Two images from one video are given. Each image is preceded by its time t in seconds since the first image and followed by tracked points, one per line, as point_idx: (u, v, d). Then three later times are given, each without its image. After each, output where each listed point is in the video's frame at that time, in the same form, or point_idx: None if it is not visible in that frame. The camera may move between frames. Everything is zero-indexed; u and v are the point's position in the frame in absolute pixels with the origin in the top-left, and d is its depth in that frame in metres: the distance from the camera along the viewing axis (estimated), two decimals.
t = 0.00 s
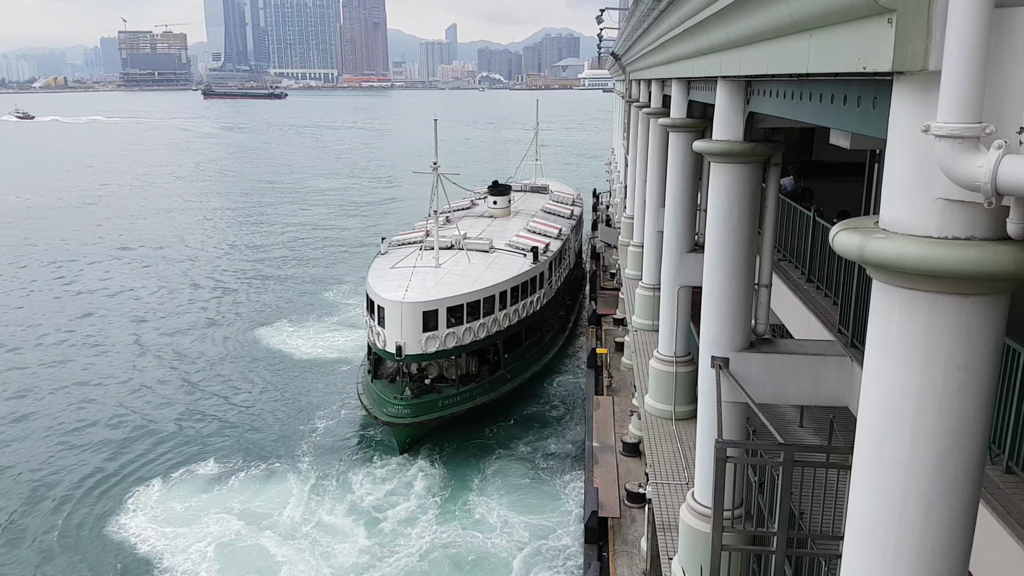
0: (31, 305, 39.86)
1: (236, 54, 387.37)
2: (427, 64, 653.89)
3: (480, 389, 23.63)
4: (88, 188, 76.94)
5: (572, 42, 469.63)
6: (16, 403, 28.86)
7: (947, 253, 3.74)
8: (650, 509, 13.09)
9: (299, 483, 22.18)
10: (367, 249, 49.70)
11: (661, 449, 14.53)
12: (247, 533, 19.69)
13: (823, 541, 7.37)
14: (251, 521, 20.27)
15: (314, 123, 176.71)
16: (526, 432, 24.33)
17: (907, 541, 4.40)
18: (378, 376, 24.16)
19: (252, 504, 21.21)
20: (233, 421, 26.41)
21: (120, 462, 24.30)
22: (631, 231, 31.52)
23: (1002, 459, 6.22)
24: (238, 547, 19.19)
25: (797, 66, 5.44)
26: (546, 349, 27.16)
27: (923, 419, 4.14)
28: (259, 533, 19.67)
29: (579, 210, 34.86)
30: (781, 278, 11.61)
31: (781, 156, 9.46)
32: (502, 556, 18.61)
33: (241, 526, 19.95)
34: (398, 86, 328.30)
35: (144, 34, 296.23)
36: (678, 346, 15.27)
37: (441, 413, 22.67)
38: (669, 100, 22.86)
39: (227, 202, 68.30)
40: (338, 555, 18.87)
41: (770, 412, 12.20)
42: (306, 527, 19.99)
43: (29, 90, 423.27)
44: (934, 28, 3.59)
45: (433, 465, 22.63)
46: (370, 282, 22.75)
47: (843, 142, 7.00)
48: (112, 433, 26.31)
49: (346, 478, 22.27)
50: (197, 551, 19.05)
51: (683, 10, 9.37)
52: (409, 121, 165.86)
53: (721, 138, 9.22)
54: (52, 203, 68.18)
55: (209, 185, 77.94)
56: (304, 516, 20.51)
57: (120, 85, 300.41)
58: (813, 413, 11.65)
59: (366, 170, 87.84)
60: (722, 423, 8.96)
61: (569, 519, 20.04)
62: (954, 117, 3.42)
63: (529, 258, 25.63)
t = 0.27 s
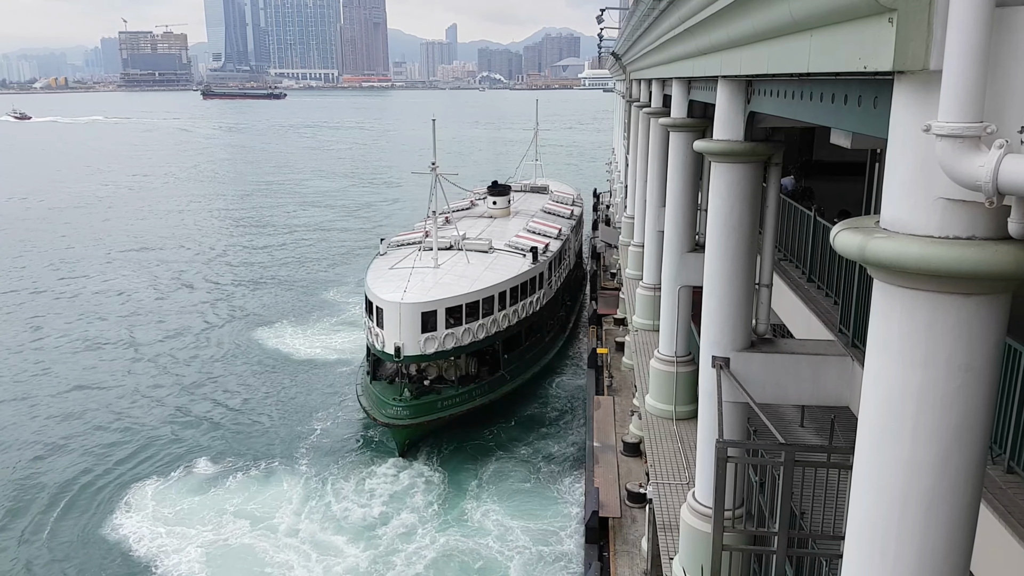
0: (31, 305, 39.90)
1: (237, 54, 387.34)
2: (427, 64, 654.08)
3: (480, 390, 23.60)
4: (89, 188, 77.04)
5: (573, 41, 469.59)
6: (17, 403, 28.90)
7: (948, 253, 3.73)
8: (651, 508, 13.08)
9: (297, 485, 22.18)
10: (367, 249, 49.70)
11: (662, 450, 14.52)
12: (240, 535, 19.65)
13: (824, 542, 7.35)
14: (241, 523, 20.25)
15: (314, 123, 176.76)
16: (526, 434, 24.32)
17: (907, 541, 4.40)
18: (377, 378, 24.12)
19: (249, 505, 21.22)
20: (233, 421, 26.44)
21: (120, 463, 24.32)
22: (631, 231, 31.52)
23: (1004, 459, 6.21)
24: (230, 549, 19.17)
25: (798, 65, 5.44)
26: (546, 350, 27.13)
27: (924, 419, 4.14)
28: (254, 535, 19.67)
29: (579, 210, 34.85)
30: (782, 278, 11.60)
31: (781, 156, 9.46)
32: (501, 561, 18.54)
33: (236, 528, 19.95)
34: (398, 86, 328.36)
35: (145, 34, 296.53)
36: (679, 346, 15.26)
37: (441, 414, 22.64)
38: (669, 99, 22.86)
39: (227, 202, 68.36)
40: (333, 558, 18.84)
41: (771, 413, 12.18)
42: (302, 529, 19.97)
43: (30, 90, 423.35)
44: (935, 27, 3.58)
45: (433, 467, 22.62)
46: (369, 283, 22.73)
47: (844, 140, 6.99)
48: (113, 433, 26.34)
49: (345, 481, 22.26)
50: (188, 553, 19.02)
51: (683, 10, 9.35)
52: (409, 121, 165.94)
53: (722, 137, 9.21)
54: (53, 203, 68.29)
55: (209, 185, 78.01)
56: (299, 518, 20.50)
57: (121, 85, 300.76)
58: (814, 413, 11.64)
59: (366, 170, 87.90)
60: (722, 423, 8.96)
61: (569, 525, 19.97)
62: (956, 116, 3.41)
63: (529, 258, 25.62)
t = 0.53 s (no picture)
0: (31, 305, 39.93)
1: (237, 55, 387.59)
2: (427, 64, 654.13)
3: (480, 391, 23.57)
4: (89, 188, 77.10)
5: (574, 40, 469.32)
6: (17, 403, 28.93)
7: (949, 251, 3.74)
8: (652, 508, 13.08)
9: (295, 486, 22.17)
10: (367, 249, 49.71)
11: (663, 449, 14.52)
12: (235, 537, 19.64)
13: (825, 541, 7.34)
14: (235, 524, 20.24)
15: (314, 123, 176.77)
16: (526, 435, 24.29)
17: (908, 539, 4.40)
18: (376, 379, 24.10)
19: (246, 506, 21.21)
20: (234, 422, 26.46)
21: (119, 463, 24.33)
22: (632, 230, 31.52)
23: (1004, 458, 6.20)
24: (223, 551, 19.14)
25: (798, 65, 5.44)
26: (546, 350, 27.12)
27: (926, 420, 4.14)
28: (249, 536, 19.67)
29: (579, 210, 34.85)
30: (783, 277, 11.60)
31: (781, 156, 9.45)
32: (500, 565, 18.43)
33: (231, 530, 19.95)
34: (399, 86, 328.51)
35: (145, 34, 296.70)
36: (679, 345, 15.26)
37: (440, 415, 22.59)
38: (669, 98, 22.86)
39: (228, 202, 68.36)
40: (329, 560, 18.79)
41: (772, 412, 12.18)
42: (299, 530, 19.95)
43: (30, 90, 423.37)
44: (935, 27, 3.58)
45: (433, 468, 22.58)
46: (367, 284, 22.71)
47: (844, 140, 6.99)
48: (113, 433, 26.36)
49: (343, 481, 22.26)
50: (181, 555, 19.01)
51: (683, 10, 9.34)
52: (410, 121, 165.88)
53: (722, 137, 9.21)
54: (53, 203, 68.36)
55: (210, 185, 78.04)
56: (295, 519, 20.47)
57: (121, 85, 300.92)
58: (814, 412, 11.63)
59: (366, 170, 87.90)
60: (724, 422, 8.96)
61: (569, 528, 19.86)
62: (955, 116, 3.42)
63: (528, 258, 25.60)
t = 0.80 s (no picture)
0: (30, 305, 39.91)
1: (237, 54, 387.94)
2: (428, 64, 654.21)
3: (479, 391, 23.54)
4: (89, 188, 77.19)
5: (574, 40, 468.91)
6: (16, 404, 28.91)
7: (950, 250, 3.73)
8: (653, 508, 13.07)
9: (294, 488, 22.19)
10: (367, 249, 49.72)
11: (664, 449, 14.52)
12: (232, 540, 19.59)
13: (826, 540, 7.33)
14: (232, 527, 20.19)
15: (315, 123, 176.85)
16: (526, 436, 24.28)
17: (909, 538, 4.40)
18: (375, 380, 24.08)
19: (245, 508, 21.17)
20: (234, 422, 26.48)
21: (119, 464, 24.30)
22: (632, 230, 31.52)
23: (1005, 458, 6.19)
24: (219, 554, 19.09)
25: (799, 65, 5.43)
26: (546, 351, 27.10)
27: (926, 421, 4.14)
28: (246, 539, 19.63)
29: (579, 210, 34.86)
30: (783, 277, 11.60)
31: (781, 155, 9.45)
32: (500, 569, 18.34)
33: (229, 532, 19.93)
34: (399, 86, 328.65)
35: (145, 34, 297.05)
36: (680, 345, 15.26)
37: (439, 415, 22.53)
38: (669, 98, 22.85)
39: (227, 202, 68.31)
40: (328, 563, 18.74)
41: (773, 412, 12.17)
42: (297, 532, 19.90)
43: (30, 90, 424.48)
44: (935, 27, 3.58)
45: (433, 470, 22.55)
46: (366, 284, 22.69)
47: (845, 139, 6.98)
48: (112, 434, 26.34)
49: (343, 484, 22.23)
50: (177, 557, 19.00)
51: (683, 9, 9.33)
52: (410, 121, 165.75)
53: (723, 136, 9.20)
54: (53, 203, 68.28)
55: (210, 185, 77.97)
56: (292, 521, 20.42)
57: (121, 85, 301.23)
58: (815, 412, 11.63)
59: (366, 170, 87.82)
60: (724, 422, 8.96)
61: (570, 530, 19.84)
62: (955, 116, 3.42)
63: (527, 258, 25.58)
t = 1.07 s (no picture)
0: (30, 305, 39.88)
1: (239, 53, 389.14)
2: (428, 63, 654.30)
3: (479, 390, 23.53)
4: (90, 187, 77.23)
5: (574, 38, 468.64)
6: (16, 403, 28.89)
7: (950, 249, 3.74)
8: (653, 506, 13.07)
9: (293, 487, 22.18)
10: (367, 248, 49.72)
11: (664, 448, 14.52)
12: (229, 541, 19.50)
13: (826, 539, 7.32)
14: (229, 527, 20.10)
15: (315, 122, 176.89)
16: (526, 436, 24.28)
17: (909, 537, 4.40)
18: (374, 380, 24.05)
19: (242, 509, 21.11)
20: (234, 422, 26.51)
21: (118, 464, 24.29)
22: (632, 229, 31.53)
23: (1006, 458, 6.19)
24: (217, 555, 19.00)
25: (800, 63, 5.43)
26: (546, 350, 27.10)
27: (926, 420, 4.14)
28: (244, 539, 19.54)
29: (579, 209, 34.85)
30: (784, 275, 11.60)
31: (782, 154, 9.44)
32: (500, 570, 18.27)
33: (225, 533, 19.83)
34: (399, 86, 328.78)
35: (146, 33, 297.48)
36: (681, 344, 15.26)
37: (438, 415, 22.51)
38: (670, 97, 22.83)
39: (227, 201, 68.26)
40: (328, 562, 18.69)
41: (773, 411, 12.17)
42: (296, 532, 19.83)
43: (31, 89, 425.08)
44: (937, 27, 3.58)
45: (432, 471, 22.52)
46: (364, 284, 22.71)
47: (845, 139, 6.98)
48: (112, 433, 26.34)
49: (343, 484, 22.18)
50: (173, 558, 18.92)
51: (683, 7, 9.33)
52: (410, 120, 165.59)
53: (723, 135, 9.20)
54: (52, 202, 68.19)
55: (209, 185, 77.90)
56: (290, 521, 20.34)
57: (123, 84, 301.96)
58: (815, 411, 11.63)
59: (366, 169, 87.75)
60: (725, 420, 8.96)
61: (569, 530, 19.84)
62: (956, 114, 3.42)
63: (526, 257, 25.58)
